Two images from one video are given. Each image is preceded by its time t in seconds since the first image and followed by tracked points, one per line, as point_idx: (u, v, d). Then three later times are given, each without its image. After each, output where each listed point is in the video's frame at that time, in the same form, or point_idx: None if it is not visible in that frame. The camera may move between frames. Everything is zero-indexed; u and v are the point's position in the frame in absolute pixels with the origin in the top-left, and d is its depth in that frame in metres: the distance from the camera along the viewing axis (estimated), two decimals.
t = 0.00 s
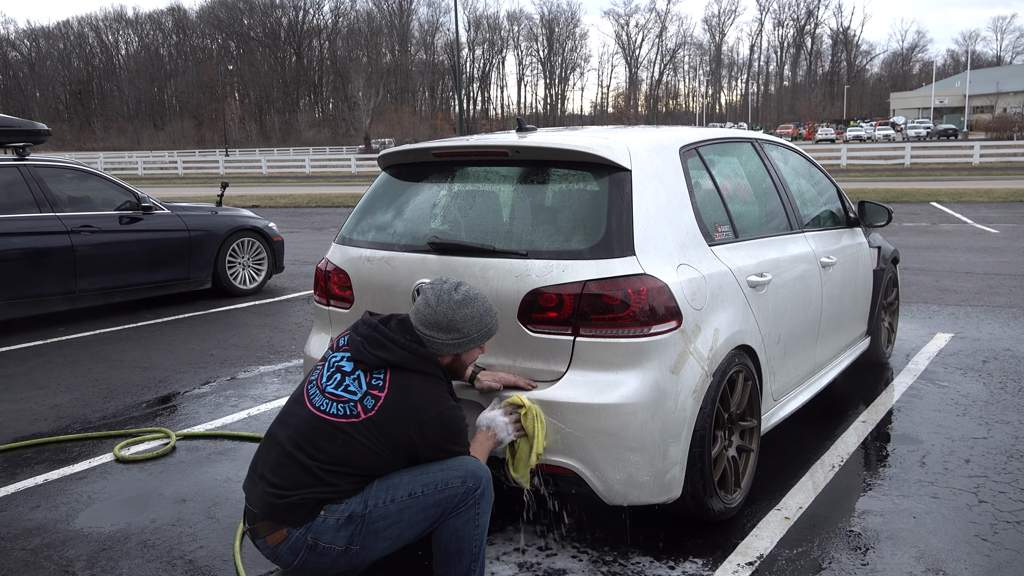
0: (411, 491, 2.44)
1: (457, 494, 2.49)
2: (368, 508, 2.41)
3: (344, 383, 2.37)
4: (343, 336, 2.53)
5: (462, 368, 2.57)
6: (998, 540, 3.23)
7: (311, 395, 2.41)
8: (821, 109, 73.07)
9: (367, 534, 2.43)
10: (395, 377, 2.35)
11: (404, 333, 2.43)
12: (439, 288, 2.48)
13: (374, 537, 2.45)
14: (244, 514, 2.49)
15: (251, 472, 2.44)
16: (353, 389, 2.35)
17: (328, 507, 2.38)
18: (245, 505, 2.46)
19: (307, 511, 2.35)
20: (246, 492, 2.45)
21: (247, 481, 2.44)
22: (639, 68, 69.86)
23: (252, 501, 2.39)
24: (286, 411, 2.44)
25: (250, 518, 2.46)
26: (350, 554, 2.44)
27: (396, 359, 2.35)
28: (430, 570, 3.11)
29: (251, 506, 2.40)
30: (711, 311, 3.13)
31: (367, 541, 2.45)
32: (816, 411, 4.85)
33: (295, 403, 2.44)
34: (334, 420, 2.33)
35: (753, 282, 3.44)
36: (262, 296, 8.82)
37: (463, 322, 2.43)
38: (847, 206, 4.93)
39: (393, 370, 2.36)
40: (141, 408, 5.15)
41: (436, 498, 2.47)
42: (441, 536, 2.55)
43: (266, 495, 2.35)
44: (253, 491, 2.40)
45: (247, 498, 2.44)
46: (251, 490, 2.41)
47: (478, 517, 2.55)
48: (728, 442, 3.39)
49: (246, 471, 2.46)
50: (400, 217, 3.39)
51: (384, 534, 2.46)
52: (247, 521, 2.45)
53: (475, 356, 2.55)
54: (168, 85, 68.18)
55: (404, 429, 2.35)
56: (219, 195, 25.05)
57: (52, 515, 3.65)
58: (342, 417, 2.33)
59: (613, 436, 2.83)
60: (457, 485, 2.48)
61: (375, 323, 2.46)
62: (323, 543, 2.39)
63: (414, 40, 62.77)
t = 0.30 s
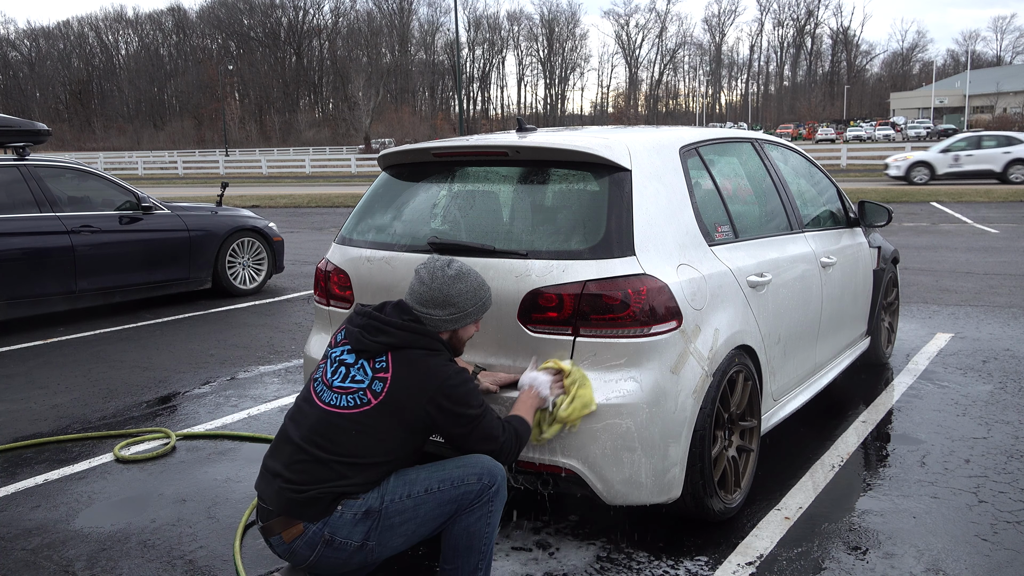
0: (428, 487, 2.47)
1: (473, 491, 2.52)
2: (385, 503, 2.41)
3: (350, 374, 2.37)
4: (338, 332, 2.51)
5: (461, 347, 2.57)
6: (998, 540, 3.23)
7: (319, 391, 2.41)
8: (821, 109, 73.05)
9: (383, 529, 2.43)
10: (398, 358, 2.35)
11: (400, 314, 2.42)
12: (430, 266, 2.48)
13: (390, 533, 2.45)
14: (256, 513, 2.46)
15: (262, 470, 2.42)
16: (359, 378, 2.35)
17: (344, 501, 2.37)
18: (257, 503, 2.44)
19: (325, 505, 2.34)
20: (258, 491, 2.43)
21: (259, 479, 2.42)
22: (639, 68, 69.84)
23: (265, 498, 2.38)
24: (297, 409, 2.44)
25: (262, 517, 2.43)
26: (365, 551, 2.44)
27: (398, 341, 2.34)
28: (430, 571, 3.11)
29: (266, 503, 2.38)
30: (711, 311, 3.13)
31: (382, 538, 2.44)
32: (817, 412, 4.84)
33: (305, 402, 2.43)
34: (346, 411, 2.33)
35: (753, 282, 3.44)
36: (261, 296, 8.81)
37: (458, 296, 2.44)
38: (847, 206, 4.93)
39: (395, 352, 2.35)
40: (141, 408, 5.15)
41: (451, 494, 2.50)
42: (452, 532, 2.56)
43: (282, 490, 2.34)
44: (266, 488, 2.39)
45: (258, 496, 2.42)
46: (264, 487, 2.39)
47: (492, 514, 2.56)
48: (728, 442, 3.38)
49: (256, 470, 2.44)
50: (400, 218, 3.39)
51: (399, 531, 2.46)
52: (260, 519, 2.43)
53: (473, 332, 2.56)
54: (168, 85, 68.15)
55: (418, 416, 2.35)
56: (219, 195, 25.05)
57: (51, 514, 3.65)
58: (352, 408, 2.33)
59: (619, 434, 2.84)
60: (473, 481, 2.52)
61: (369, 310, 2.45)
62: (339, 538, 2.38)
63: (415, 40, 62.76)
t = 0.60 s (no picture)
0: (445, 483, 2.51)
1: (486, 486, 2.56)
2: (403, 500, 2.43)
3: (369, 376, 2.35)
4: (351, 332, 2.49)
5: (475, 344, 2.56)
6: (998, 539, 3.23)
7: (337, 392, 2.39)
8: (821, 108, 73.03)
9: (401, 526, 2.45)
10: (419, 360, 2.34)
11: (416, 316, 2.40)
12: (442, 266, 2.45)
13: (407, 529, 2.47)
14: (268, 512, 2.43)
15: (278, 469, 2.39)
16: (380, 381, 2.34)
17: (364, 500, 2.37)
18: (271, 502, 2.40)
19: (346, 505, 2.34)
20: (272, 490, 2.40)
21: (273, 478, 2.39)
22: (640, 68, 69.79)
23: (282, 497, 2.35)
24: (311, 410, 2.41)
25: (275, 516, 2.40)
26: (383, 548, 2.45)
27: (416, 344, 2.33)
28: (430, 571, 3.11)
29: (282, 503, 2.35)
30: (711, 311, 3.13)
31: (399, 534, 2.46)
32: (816, 411, 4.85)
33: (320, 402, 2.40)
34: (368, 413, 2.32)
35: (753, 282, 3.44)
36: (261, 296, 8.81)
37: (471, 296, 2.41)
38: (847, 206, 4.93)
39: (415, 355, 2.34)
40: (141, 408, 5.15)
41: (466, 490, 2.54)
42: (463, 526, 2.58)
43: (302, 489, 2.32)
44: (283, 487, 2.36)
45: (273, 496, 2.38)
46: (280, 487, 2.36)
47: (504, 508, 2.60)
48: (728, 442, 3.39)
49: (270, 469, 2.41)
50: (400, 218, 3.39)
51: (416, 527, 2.48)
52: (274, 518, 2.40)
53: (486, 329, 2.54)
54: (168, 85, 68.18)
55: (441, 416, 2.37)
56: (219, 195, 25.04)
57: (51, 514, 3.65)
58: (376, 409, 2.32)
59: (623, 432, 2.83)
60: (486, 476, 2.56)
61: (384, 311, 2.43)
62: (359, 536, 2.38)
63: (415, 40, 62.70)
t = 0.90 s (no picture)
0: (443, 482, 2.50)
1: (485, 485, 2.57)
2: (402, 501, 2.43)
3: (369, 377, 2.36)
4: (350, 332, 2.49)
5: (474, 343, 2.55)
6: (998, 539, 3.23)
7: (336, 392, 2.39)
8: (821, 108, 73.01)
9: (400, 527, 2.45)
10: (418, 361, 2.34)
11: (414, 316, 2.40)
12: (441, 264, 2.44)
13: (405, 530, 2.47)
14: (267, 513, 2.43)
15: (278, 471, 2.39)
16: (379, 381, 2.34)
17: (363, 502, 2.37)
18: (270, 503, 2.40)
19: (346, 507, 2.34)
20: (271, 492, 2.40)
21: (272, 479, 2.39)
22: (640, 68, 69.78)
23: (282, 499, 2.35)
24: (311, 410, 2.41)
25: (275, 518, 2.40)
26: (383, 550, 2.45)
27: (413, 344, 2.33)
28: (430, 570, 3.11)
29: (281, 504, 2.36)
30: (711, 311, 3.13)
31: (399, 535, 2.46)
32: (816, 411, 4.85)
33: (320, 402, 2.41)
34: (368, 414, 2.32)
35: (753, 282, 3.45)
36: (261, 296, 8.81)
37: (470, 295, 2.40)
38: (847, 205, 4.93)
39: (413, 355, 2.34)
40: (141, 408, 5.15)
41: (465, 489, 2.54)
42: (461, 526, 2.58)
43: (302, 491, 2.32)
44: (282, 490, 2.36)
45: (273, 498, 2.38)
46: (280, 488, 2.36)
47: (503, 507, 2.60)
48: (729, 442, 3.38)
49: (269, 470, 2.41)
50: (400, 218, 3.39)
51: (415, 528, 2.48)
52: (273, 519, 2.40)
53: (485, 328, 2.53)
54: (168, 85, 68.21)
55: (441, 417, 2.38)
56: (219, 195, 25.05)
57: (52, 514, 3.65)
58: (375, 410, 2.32)
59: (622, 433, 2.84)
60: (485, 476, 2.57)
61: (382, 311, 2.42)
62: (359, 538, 2.38)
63: (414, 40, 62.64)
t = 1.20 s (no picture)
0: (429, 487, 2.48)
1: (471, 489, 2.55)
2: (387, 507, 2.42)
3: (351, 379, 2.36)
4: (340, 335, 2.50)
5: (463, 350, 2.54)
6: (997, 539, 3.23)
7: (320, 396, 2.39)
8: (822, 108, 72.99)
9: (385, 533, 2.44)
10: (400, 362, 2.33)
11: (401, 319, 2.41)
12: (431, 268, 2.46)
13: (391, 536, 2.46)
14: (256, 519, 2.45)
15: (264, 476, 2.40)
16: (360, 384, 2.34)
17: (347, 508, 2.37)
18: (257, 509, 2.42)
19: (328, 514, 2.34)
20: (258, 497, 2.41)
21: (258, 485, 2.41)
22: (640, 68, 69.74)
23: (267, 505, 2.36)
24: (296, 415, 2.42)
25: (262, 524, 2.42)
26: (369, 555, 2.45)
27: (396, 345, 2.33)
28: (428, 571, 3.11)
29: (267, 510, 2.37)
30: (711, 312, 3.13)
31: (385, 541, 2.46)
32: (817, 411, 4.85)
33: (306, 407, 2.41)
34: (348, 417, 2.32)
35: (753, 282, 3.44)
36: (261, 296, 8.81)
37: (459, 299, 2.41)
38: (847, 206, 4.93)
39: (396, 357, 2.34)
40: (141, 408, 5.15)
41: (451, 493, 2.52)
42: (451, 530, 2.58)
43: (285, 497, 2.33)
44: (267, 495, 2.37)
45: (259, 504, 2.40)
46: (265, 494, 2.37)
47: (490, 511, 2.59)
48: (729, 442, 3.38)
49: (256, 475, 2.42)
50: (400, 218, 3.39)
51: (401, 533, 2.47)
52: (261, 526, 2.42)
53: (474, 335, 2.53)
54: (168, 85, 68.21)
55: (422, 422, 2.36)
56: (219, 195, 25.05)
57: (52, 514, 3.65)
58: (355, 413, 2.32)
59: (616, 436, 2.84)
60: (471, 479, 2.54)
61: (370, 313, 2.44)
62: (343, 545, 2.39)
63: (415, 40, 62.58)
